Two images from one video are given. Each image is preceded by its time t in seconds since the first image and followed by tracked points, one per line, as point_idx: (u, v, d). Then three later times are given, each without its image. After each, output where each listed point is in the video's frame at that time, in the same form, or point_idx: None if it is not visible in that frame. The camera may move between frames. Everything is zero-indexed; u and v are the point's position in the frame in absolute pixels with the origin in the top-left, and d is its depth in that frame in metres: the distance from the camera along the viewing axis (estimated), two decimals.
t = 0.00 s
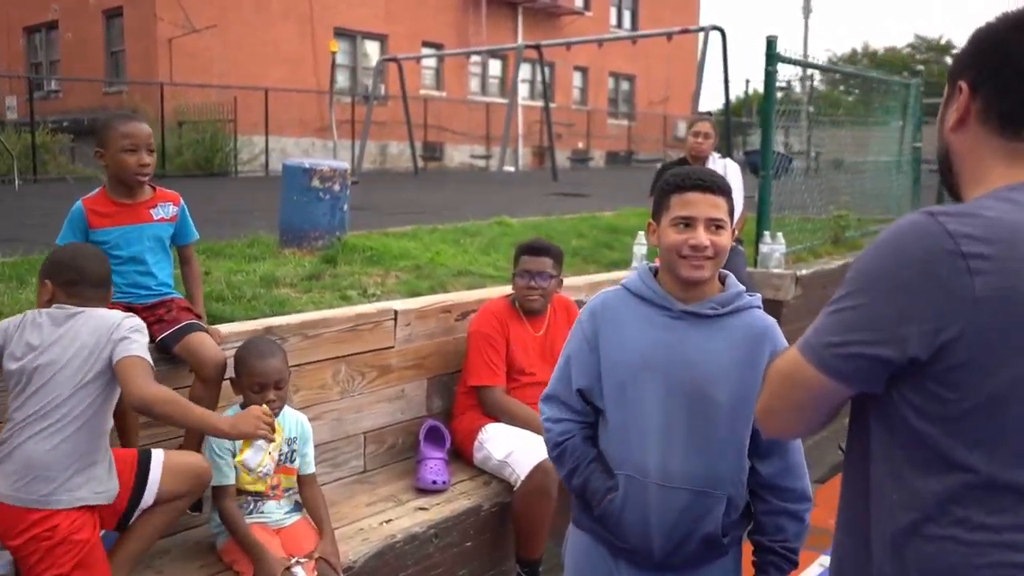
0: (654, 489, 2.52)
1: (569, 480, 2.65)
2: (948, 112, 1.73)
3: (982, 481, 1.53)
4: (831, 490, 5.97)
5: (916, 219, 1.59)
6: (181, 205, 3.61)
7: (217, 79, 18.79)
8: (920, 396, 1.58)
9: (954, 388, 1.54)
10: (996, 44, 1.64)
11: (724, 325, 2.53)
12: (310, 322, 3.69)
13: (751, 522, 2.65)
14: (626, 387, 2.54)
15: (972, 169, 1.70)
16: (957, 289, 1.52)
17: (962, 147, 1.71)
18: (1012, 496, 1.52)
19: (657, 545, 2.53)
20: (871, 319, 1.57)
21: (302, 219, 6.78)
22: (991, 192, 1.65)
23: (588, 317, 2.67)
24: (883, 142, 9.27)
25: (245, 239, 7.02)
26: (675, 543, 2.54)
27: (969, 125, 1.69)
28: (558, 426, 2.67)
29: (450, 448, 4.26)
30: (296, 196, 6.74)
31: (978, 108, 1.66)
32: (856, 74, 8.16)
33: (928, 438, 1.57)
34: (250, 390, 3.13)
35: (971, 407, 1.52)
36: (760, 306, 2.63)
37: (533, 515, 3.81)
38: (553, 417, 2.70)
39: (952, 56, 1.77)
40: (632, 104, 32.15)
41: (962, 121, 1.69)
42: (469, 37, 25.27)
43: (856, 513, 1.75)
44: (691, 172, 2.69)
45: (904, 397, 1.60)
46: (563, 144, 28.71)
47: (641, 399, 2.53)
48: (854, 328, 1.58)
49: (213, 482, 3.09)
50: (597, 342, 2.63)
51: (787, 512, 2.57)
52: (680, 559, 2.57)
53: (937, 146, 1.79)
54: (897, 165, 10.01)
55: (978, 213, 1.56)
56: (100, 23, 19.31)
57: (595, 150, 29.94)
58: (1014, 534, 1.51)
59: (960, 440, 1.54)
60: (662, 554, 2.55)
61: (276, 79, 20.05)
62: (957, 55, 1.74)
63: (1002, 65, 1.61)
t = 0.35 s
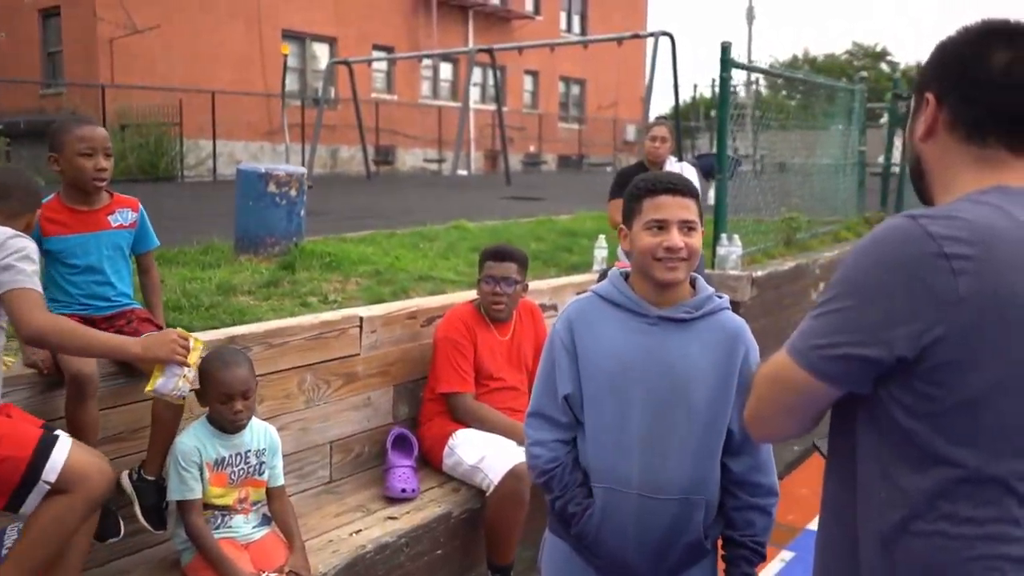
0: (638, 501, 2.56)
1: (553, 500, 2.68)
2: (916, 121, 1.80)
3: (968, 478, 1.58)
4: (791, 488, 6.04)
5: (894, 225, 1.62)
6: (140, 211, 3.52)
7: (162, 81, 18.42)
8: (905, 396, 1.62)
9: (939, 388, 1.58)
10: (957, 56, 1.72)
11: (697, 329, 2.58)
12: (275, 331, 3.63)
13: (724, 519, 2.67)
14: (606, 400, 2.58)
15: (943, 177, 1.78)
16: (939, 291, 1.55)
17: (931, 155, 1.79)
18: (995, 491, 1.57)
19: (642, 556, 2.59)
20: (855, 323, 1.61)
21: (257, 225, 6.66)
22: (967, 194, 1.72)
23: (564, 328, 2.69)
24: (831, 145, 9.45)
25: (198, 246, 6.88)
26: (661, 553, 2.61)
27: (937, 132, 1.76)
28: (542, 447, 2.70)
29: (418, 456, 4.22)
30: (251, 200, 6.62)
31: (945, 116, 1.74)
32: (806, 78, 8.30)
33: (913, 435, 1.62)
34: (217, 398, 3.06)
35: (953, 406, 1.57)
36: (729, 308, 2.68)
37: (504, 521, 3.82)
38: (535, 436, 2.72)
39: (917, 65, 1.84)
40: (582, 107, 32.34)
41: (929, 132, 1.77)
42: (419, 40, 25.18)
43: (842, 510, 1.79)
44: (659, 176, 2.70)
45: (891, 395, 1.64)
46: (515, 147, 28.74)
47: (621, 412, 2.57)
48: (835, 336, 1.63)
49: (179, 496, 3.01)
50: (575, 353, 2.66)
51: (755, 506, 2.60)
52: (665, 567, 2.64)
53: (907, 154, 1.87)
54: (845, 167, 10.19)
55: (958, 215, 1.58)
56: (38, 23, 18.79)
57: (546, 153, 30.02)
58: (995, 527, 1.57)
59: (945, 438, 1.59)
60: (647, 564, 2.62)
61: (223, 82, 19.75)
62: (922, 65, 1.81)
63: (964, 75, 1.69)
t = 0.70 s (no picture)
0: (601, 499, 2.58)
1: (518, 499, 2.70)
2: (868, 127, 1.92)
3: (935, 463, 1.72)
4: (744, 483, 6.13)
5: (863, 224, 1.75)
6: (92, 215, 3.45)
7: (103, 81, 17.99)
8: (876, 386, 1.76)
9: (906, 380, 1.73)
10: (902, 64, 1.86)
11: (658, 327, 2.60)
12: (231, 335, 3.58)
13: (687, 513, 2.70)
14: (568, 399, 2.59)
15: (895, 176, 1.90)
16: (908, 286, 1.69)
17: (883, 156, 1.91)
18: (959, 475, 1.72)
19: (604, 554, 2.61)
20: (828, 318, 1.73)
21: (207, 227, 6.54)
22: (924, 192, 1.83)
23: (527, 328, 2.69)
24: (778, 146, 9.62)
25: (146, 249, 6.74)
26: (624, 550, 2.62)
27: (890, 136, 1.88)
28: (506, 447, 2.71)
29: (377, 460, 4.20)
30: (201, 203, 6.51)
31: (897, 121, 1.86)
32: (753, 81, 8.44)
33: (884, 425, 1.76)
34: (173, 404, 3.00)
35: (921, 398, 1.72)
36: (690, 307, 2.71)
37: (464, 521, 3.82)
38: (499, 437, 2.73)
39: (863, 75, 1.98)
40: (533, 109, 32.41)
41: (881, 133, 1.89)
42: (368, 41, 25.00)
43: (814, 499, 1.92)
44: (620, 176, 2.73)
45: (861, 386, 1.78)
46: (465, 149, 28.68)
47: (584, 411, 2.59)
48: (810, 333, 1.75)
49: (136, 503, 2.94)
50: (538, 354, 2.66)
51: (718, 500, 2.63)
52: (627, 565, 2.66)
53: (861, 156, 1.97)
54: (791, 167, 10.37)
55: (920, 213, 1.73)
56: None
57: (498, 154, 30.00)
58: (960, 509, 1.72)
59: (915, 426, 1.73)
60: (610, 562, 2.64)
61: (167, 82, 19.40)
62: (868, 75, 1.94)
63: (909, 81, 1.83)
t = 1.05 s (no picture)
0: (576, 496, 2.57)
1: (492, 498, 2.69)
2: (839, 127, 1.93)
3: (915, 453, 1.75)
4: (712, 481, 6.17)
5: (842, 221, 1.77)
6: (50, 214, 3.38)
7: (56, 80, 17.64)
8: (856, 378, 1.78)
9: (884, 372, 1.75)
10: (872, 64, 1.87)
11: (633, 324, 2.61)
12: (196, 337, 3.51)
13: (663, 512, 2.70)
14: (544, 397, 2.58)
15: (868, 176, 1.91)
16: (887, 280, 1.71)
17: (855, 156, 1.92)
18: (936, 464, 1.75)
19: (579, 552, 2.60)
20: (811, 314, 1.75)
21: (168, 228, 6.43)
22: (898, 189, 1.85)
23: (501, 327, 2.67)
24: (739, 146, 9.72)
25: (105, 251, 6.62)
26: (599, 548, 2.62)
27: (861, 136, 1.89)
28: (481, 447, 2.68)
29: (347, 462, 4.16)
30: (162, 204, 6.41)
31: (869, 119, 1.87)
32: (715, 81, 8.52)
33: (863, 417, 1.78)
34: (139, 407, 2.94)
35: (901, 388, 1.74)
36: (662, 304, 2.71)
37: (435, 522, 3.80)
38: (473, 436, 2.70)
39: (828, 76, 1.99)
40: (494, 110, 32.41)
41: (853, 133, 1.90)
42: (328, 40, 24.83)
43: (793, 495, 1.93)
44: (591, 175, 2.73)
45: (841, 378, 1.80)
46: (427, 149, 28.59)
47: (559, 408, 2.58)
48: (791, 329, 1.77)
49: (104, 507, 2.88)
50: (513, 352, 2.65)
51: (695, 498, 2.63)
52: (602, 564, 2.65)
53: (831, 155, 1.99)
54: (753, 168, 10.48)
55: (895, 208, 1.76)
56: None
57: (460, 155, 29.95)
58: (938, 497, 1.75)
59: (895, 418, 1.76)
60: (585, 560, 2.63)
61: (122, 81, 19.08)
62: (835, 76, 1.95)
63: (880, 81, 1.84)
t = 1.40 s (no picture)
0: (554, 496, 2.58)
1: (472, 499, 2.70)
2: (822, 129, 1.94)
3: (895, 450, 1.78)
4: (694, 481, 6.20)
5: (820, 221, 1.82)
6: (33, 215, 3.37)
7: (35, 78, 17.47)
8: (846, 385, 1.80)
9: (860, 371, 1.79)
10: (854, 67, 1.89)
11: (613, 326, 2.62)
12: (179, 339, 3.50)
13: (644, 514, 2.73)
14: (523, 396, 2.59)
15: (848, 179, 1.94)
16: (862, 282, 1.76)
17: (837, 158, 1.94)
18: (918, 463, 1.78)
19: (557, 552, 2.60)
20: (783, 307, 1.81)
21: (150, 229, 6.39)
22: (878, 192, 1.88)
23: (482, 328, 2.69)
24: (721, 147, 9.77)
25: (86, 252, 6.56)
26: (577, 550, 2.61)
27: (845, 140, 1.91)
28: (463, 447, 2.70)
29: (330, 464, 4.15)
30: (144, 203, 6.36)
31: (854, 123, 1.89)
32: (697, 82, 8.56)
33: (843, 414, 1.81)
34: (123, 408, 2.92)
35: (879, 384, 1.77)
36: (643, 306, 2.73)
37: (419, 524, 3.79)
38: (456, 437, 2.72)
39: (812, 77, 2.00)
40: (476, 110, 32.41)
41: (837, 137, 1.91)
42: (310, 39, 24.75)
43: (777, 494, 1.95)
44: (575, 179, 2.75)
45: (818, 374, 1.83)
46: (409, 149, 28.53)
47: (540, 408, 2.59)
48: (763, 319, 1.83)
49: (87, 510, 2.87)
50: (493, 353, 2.66)
51: (674, 502, 2.66)
52: (581, 565, 2.65)
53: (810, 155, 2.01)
54: (735, 168, 10.54)
55: (876, 211, 1.79)
56: None
57: (442, 154, 29.91)
58: (919, 496, 1.78)
59: (873, 414, 1.79)
60: (563, 561, 2.63)
61: (102, 80, 18.93)
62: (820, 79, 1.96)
63: (869, 87, 1.85)
